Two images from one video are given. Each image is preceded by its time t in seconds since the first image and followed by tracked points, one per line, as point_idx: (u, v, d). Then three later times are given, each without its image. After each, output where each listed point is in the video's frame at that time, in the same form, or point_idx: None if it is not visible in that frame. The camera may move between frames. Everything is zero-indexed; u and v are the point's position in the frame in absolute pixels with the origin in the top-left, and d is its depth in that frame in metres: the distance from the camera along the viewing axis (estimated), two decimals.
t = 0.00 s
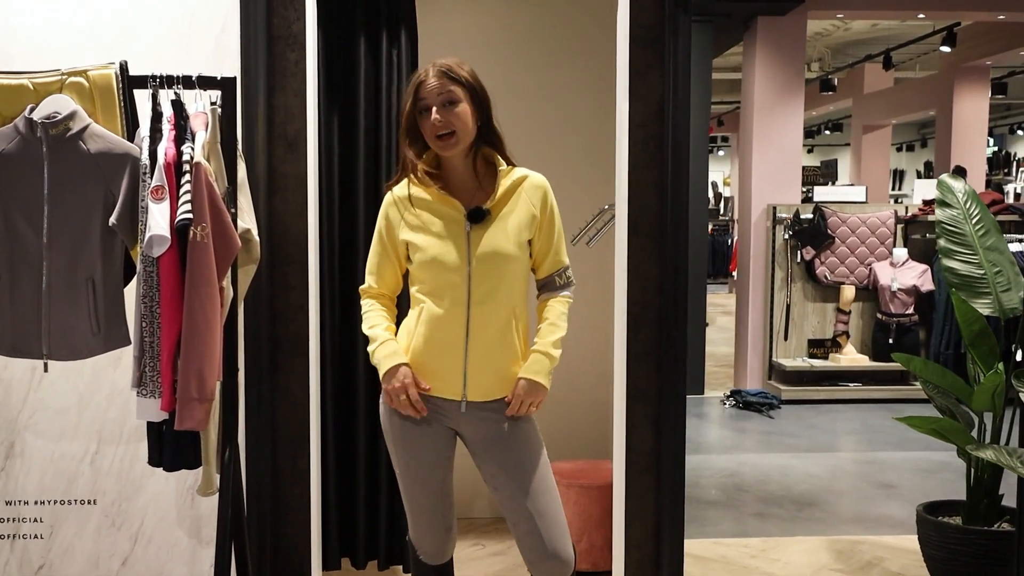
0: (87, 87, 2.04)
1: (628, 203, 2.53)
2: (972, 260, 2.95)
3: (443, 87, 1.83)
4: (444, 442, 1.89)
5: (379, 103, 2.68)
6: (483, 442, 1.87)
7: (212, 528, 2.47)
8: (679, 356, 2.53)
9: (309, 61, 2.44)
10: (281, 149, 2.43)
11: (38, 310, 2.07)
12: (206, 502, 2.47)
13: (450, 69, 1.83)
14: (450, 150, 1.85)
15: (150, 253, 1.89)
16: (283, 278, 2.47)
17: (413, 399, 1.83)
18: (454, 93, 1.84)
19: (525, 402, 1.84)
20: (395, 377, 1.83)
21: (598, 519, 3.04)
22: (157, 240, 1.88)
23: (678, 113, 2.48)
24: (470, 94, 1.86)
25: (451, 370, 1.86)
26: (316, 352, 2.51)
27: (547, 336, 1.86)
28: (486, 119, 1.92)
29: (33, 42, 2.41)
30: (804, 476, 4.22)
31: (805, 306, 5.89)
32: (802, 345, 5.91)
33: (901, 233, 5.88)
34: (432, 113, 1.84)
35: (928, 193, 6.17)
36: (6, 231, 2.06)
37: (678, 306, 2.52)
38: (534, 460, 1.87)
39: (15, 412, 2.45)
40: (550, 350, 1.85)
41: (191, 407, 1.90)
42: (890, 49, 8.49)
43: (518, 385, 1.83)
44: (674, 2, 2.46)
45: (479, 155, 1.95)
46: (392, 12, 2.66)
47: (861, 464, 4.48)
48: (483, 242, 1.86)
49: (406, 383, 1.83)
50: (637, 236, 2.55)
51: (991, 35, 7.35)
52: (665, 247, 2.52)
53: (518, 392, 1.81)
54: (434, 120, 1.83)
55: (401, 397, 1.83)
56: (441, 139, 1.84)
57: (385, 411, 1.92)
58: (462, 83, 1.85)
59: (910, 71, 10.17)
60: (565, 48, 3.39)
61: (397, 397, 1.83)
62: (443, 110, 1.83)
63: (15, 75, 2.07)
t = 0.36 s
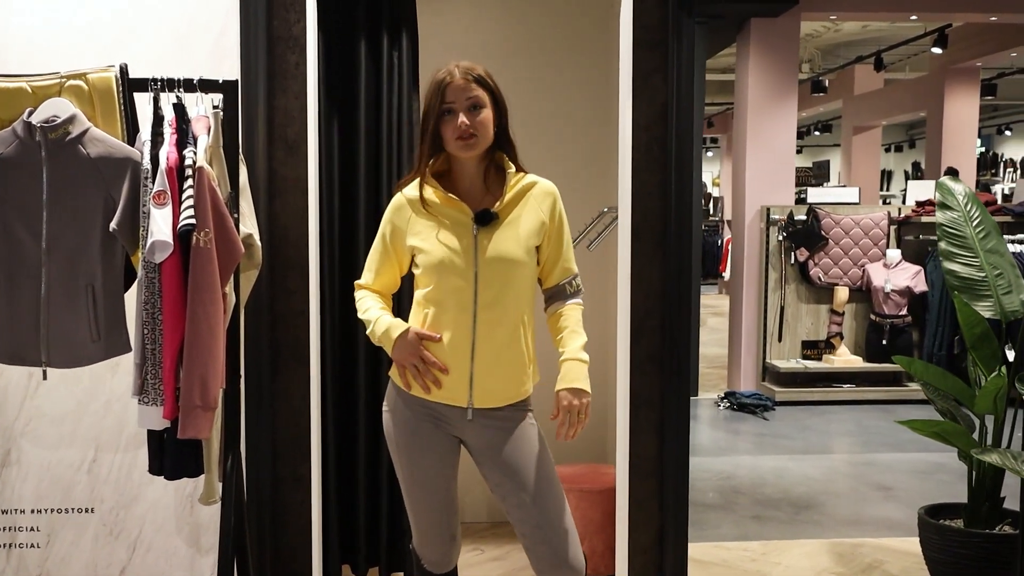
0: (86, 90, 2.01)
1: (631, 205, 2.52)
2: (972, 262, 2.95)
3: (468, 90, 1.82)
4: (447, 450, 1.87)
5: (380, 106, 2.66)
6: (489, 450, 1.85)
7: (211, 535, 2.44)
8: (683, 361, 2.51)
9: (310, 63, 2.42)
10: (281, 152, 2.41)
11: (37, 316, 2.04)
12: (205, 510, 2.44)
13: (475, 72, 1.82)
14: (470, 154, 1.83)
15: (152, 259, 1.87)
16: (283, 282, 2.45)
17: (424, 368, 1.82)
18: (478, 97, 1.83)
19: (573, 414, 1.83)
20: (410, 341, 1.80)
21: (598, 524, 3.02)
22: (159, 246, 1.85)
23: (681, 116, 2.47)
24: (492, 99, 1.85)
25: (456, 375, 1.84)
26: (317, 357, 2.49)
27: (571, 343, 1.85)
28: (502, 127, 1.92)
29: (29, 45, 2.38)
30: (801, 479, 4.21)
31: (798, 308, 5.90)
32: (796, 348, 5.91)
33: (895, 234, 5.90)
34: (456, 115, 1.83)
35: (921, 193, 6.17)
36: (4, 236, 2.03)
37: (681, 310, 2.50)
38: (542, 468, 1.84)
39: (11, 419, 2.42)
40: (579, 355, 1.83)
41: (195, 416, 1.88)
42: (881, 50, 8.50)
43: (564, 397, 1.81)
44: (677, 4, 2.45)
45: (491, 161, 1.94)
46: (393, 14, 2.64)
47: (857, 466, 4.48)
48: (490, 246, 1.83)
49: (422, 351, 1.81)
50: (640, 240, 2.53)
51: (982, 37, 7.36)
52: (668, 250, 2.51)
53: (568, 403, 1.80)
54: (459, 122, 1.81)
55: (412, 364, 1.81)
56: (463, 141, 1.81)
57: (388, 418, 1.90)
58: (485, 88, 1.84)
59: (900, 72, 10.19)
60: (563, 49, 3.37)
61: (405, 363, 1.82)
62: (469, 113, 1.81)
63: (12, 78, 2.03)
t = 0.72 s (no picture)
0: (60, 89, 1.98)
1: (610, 205, 2.53)
2: (945, 262, 2.98)
3: (455, 93, 1.82)
4: (430, 452, 1.84)
5: (357, 106, 2.64)
6: (472, 451, 1.83)
7: (187, 541, 2.39)
8: (662, 361, 2.52)
9: (287, 63, 2.39)
10: (258, 153, 2.38)
11: (9, 320, 1.99)
12: (181, 515, 2.39)
13: (464, 76, 1.82)
14: (456, 157, 1.84)
15: (130, 261, 1.83)
16: (259, 284, 2.42)
17: (409, 371, 1.79)
18: (466, 101, 1.83)
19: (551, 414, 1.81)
20: (393, 343, 1.77)
21: (576, 526, 3.02)
22: (138, 248, 1.82)
23: (660, 118, 2.48)
24: (478, 102, 1.86)
25: (439, 377, 1.82)
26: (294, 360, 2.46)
27: (550, 344, 1.84)
28: (487, 130, 1.92)
29: None
30: (771, 478, 4.24)
31: (766, 307, 5.92)
32: (763, 348, 5.93)
33: (861, 235, 5.94)
34: (443, 119, 1.83)
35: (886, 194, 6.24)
36: None
37: (660, 311, 2.51)
38: (526, 469, 1.83)
39: None
40: (559, 354, 1.82)
41: (175, 420, 1.85)
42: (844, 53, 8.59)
43: (544, 394, 1.79)
44: (656, 6, 2.46)
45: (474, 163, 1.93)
46: (370, 14, 2.62)
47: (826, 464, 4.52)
48: (474, 247, 1.82)
49: (405, 353, 1.78)
50: (619, 241, 2.54)
51: (943, 40, 7.47)
52: (647, 252, 2.52)
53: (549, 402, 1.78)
54: (447, 126, 1.82)
55: (396, 366, 1.78)
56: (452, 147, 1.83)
57: (368, 422, 1.87)
58: (472, 91, 1.84)
59: (862, 74, 10.30)
60: (537, 50, 3.37)
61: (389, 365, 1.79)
62: (457, 118, 1.82)
63: None
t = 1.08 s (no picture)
0: (39, 88, 1.94)
1: (593, 205, 2.53)
2: (921, 262, 3.00)
3: (442, 91, 1.82)
4: (417, 455, 1.82)
5: (338, 105, 2.62)
6: (459, 453, 1.81)
7: (168, 546, 2.36)
8: (645, 362, 2.53)
9: (267, 61, 2.37)
10: (238, 153, 2.36)
11: None
12: (161, 520, 2.37)
13: (450, 75, 1.82)
14: (444, 156, 1.83)
15: (112, 263, 1.81)
16: (239, 286, 2.40)
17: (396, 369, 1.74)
18: (452, 100, 1.83)
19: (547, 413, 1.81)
20: (379, 342, 1.72)
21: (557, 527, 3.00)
22: (121, 249, 1.80)
23: (643, 118, 2.49)
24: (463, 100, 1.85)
25: (428, 380, 1.80)
26: (275, 362, 2.44)
27: (543, 343, 1.83)
28: (470, 129, 1.91)
29: None
30: (747, 477, 4.25)
31: (738, 307, 5.94)
32: (736, 348, 5.95)
33: (831, 234, 5.95)
34: (429, 117, 1.82)
35: (856, 194, 6.29)
36: None
37: (643, 312, 2.52)
38: (513, 470, 1.81)
39: None
40: (552, 353, 1.81)
41: (159, 424, 1.82)
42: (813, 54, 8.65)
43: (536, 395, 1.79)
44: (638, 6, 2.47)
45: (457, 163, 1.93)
46: (350, 13, 2.60)
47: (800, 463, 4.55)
48: (463, 248, 1.81)
49: (392, 351, 1.73)
50: (601, 240, 2.54)
51: (910, 42, 7.54)
52: (630, 253, 2.53)
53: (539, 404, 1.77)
54: (434, 125, 1.81)
55: (384, 365, 1.73)
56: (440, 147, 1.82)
57: (355, 424, 1.85)
58: (457, 90, 1.84)
59: (830, 76, 10.38)
60: (516, 50, 3.36)
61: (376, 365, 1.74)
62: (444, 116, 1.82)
63: None
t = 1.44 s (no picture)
0: (32, 85, 1.93)
1: (586, 204, 2.54)
2: (909, 262, 3.02)
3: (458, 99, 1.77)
4: (417, 452, 1.81)
5: (330, 104, 2.62)
6: (459, 449, 1.80)
7: (160, 545, 2.37)
8: (639, 360, 2.54)
9: (260, 59, 2.37)
10: (231, 151, 2.35)
11: None
12: (153, 520, 2.37)
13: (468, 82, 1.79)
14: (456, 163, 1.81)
15: (108, 260, 1.79)
16: (233, 284, 2.39)
17: (402, 347, 1.67)
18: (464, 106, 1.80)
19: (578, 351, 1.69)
20: (377, 320, 1.66)
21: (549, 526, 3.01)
22: (117, 247, 1.78)
23: (636, 117, 2.50)
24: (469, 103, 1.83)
25: (428, 374, 1.79)
26: (268, 361, 2.43)
27: (562, 292, 1.76)
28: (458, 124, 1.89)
29: None
30: (734, 476, 4.28)
31: (722, 307, 5.97)
32: (721, 347, 5.97)
33: (816, 235, 5.96)
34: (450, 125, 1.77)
35: (839, 195, 6.33)
36: None
37: (635, 311, 2.54)
38: (512, 467, 1.81)
39: None
40: (571, 296, 1.74)
41: (156, 422, 1.82)
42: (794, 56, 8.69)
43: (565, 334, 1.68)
44: (631, 6, 2.48)
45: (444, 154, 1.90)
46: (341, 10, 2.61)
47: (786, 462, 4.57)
48: (454, 239, 1.80)
49: (392, 328, 1.66)
50: (594, 239, 2.55)
51: (889, 44, 7.60)
52: (623, 254, 2.54)
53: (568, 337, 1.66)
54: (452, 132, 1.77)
55: (386, 344, 1.66)
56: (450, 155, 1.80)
57: (354, 422, 1.84)
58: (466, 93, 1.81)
59: (810, 77, 10.43)
60: (504, 47, 3.36)
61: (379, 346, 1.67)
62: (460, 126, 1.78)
63: None
